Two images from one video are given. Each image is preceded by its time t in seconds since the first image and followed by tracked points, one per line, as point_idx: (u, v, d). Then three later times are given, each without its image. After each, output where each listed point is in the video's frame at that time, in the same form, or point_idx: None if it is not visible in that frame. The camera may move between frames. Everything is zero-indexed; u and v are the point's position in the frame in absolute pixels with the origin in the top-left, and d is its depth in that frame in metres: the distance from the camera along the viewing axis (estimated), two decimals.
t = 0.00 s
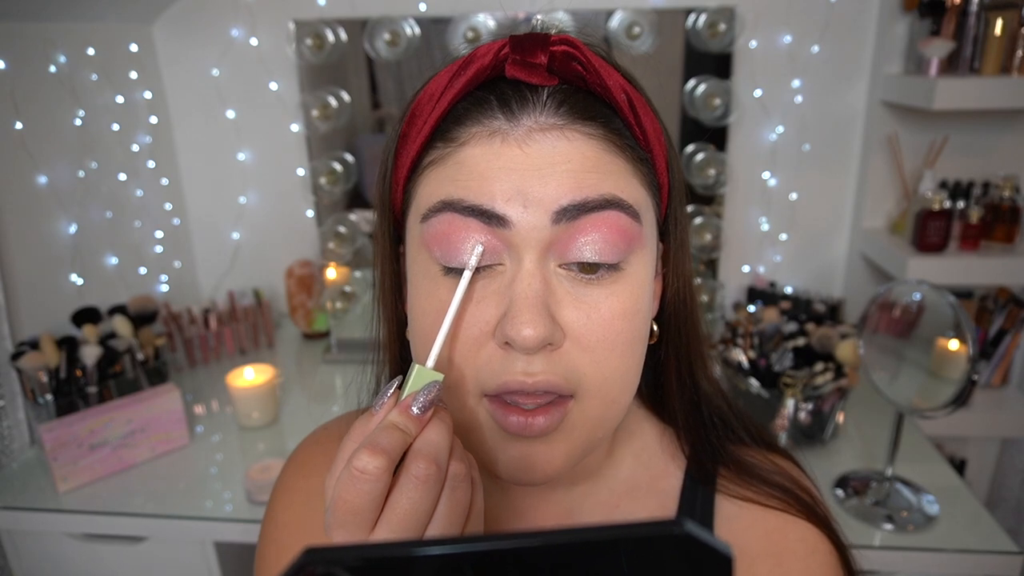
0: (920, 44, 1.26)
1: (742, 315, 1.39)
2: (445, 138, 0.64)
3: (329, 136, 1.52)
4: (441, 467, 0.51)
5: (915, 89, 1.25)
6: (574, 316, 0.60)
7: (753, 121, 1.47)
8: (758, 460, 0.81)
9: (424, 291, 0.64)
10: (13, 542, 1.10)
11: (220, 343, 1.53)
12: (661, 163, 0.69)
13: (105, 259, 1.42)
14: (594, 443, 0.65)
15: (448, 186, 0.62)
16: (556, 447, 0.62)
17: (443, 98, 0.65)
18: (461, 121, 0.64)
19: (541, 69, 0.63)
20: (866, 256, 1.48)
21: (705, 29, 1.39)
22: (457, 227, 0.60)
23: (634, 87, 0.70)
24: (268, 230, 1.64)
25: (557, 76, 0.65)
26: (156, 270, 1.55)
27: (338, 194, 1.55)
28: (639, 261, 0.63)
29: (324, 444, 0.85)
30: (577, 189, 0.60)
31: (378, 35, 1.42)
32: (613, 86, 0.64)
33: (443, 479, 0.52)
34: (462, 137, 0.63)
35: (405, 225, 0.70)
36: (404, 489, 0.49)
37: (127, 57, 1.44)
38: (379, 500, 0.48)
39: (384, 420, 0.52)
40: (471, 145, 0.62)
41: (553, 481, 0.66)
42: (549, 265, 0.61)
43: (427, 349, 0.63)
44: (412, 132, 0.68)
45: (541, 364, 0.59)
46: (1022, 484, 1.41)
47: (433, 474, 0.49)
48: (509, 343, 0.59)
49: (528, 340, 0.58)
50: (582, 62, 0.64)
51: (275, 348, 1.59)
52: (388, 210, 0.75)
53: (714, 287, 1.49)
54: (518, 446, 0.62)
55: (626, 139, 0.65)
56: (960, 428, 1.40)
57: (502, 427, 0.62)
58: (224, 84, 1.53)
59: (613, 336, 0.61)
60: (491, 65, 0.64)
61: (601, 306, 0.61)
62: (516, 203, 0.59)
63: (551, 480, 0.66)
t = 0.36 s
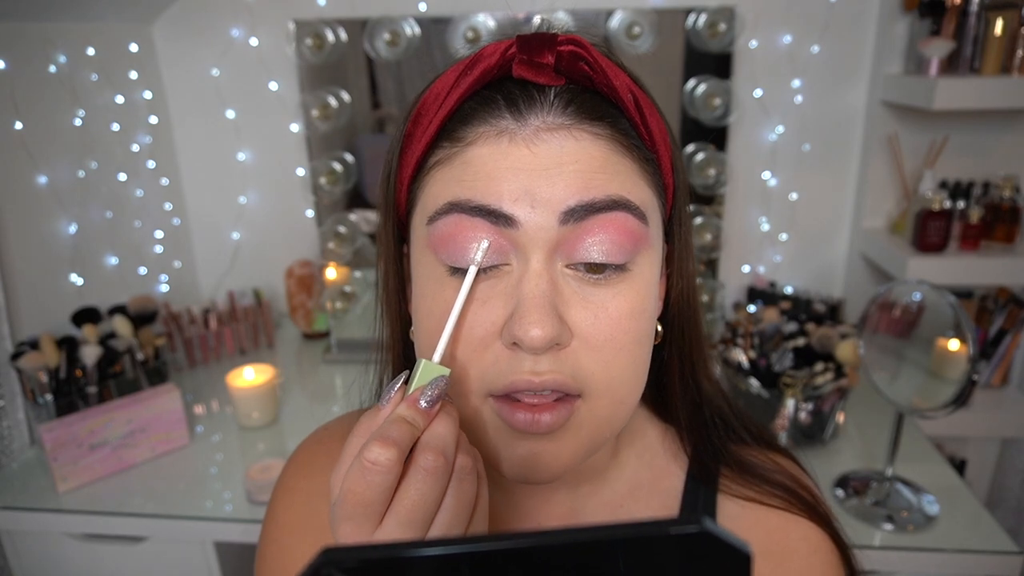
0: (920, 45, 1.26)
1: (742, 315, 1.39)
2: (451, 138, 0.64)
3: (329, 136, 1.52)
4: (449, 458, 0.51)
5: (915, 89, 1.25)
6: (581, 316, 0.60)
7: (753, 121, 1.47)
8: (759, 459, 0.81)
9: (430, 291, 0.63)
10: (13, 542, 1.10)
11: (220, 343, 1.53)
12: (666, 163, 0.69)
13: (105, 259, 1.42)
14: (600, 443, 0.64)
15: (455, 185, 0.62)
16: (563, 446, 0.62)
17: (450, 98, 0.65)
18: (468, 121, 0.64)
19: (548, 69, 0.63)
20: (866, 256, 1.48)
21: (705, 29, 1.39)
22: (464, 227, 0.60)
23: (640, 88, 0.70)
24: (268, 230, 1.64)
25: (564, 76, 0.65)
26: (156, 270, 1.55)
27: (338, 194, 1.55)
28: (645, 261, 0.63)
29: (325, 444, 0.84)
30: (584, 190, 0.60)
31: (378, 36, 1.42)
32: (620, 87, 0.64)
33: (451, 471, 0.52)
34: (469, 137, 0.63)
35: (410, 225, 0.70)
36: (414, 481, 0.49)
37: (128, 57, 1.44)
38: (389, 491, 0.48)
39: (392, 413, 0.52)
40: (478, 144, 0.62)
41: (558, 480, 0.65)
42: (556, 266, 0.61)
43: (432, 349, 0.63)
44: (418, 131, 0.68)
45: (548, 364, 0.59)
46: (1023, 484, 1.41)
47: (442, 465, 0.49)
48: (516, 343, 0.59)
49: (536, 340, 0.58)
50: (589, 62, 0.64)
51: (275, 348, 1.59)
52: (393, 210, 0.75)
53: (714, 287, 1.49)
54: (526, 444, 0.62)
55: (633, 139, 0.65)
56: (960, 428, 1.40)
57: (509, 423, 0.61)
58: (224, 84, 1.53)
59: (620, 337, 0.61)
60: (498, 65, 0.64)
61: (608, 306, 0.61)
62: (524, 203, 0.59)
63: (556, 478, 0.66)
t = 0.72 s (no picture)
0: (920, 45, 1.26)
1: (742, 315, 1.39)
2: (455, 138, 0.64)
3: (329, 136, 1.52)
4: (442, 465, 0.51)
5: (915, 89, 1.25)
6: (585, 316, 0.60)
7: (753, 122, 1.47)
8: (757, 458, 0.82)
9: (433, 290, 0.63)
10: (13, 542, 1.10)
11: (220, 343, 1.53)
12: (668, 164, 0.69)
13: (105, 259, 1.42)
14: (602, 442, 0.65)
15: (459, 185, 0.62)
16: (564, 443, 0.62)
17: (455, 97, 0.64)
18: (472, 120, 0.64)
19: (553, 69, 0.63)
20: (866, 257, 1.48)
21: (705, 29, 1.39)
22: (468, 226, 0.60)
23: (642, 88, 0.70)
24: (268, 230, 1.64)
25: (568, 77, 0.65)
26: (156, 270, 1.55)
27: (338, 194, 1.55)
28: (648, 262, 0.63)
29: (325, 443, 0.85)
30: (588, 191, 0.60)
31: (378, 36, 1.42)
32: (623, 87, 0.64)
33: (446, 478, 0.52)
34: (474, 137, 0.63)
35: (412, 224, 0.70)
36: (403, 488, 0.49)
37: (128, 57, 1.43)
38: (380, 497, 0.48)
39: (386, 417, 0.53)
40: (483, 144, 0.62)
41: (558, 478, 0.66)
42: (560, 266, 0.60)
43: (434, 348, 0.63)
44: (421, 130, 0.68)
45: (551, 363, 0.59)
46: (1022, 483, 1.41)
47: (432, 472, 0.49)
48: (520, 343, 0.59)
49: (540, 341, 0.58)
50: (593, 63, 0.64)
51: (275, 348, 1.59)
52: (395, 208, 0.75)
53: (714, 288, 1.49)
54: (526, 441, 0.62)
55: (635, 140, 0.65)
56: (960, 428, 1.40)
57: (511, 416, 0.61)
58: (224, 84, 1.53)
59: (624, 336, 0.62)
60: (502, 65, 0.64)
61: (612, 306, 0.61)
62: (528, 203, 0.59)
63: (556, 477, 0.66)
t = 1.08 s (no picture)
0: (920, 45, 1.26)
1: (742, 315, 1.39)
2: (455, 140, 0.64)
3: (329, 136, 1.52)
4: (428, 482, 0.51)
5: (914, 89, 1.25)
6: (585, 319, 0.60)
7: (753, 122, 1.47)
8: (756, 457, 0.82)
9: (433, 292, 0.63)
10: (13, 542, 1.10)
11: (220, 343, 1.53)
12: (668, 164, 0.69)
13: (105, 259, 1.42)
14: (603, 443, 0.65)
15: (459, 188, 0.62)
16: (566, 447, 0.62)
17: (455, 98, 0.64)
18: (472, 123, 0.64)
19: (553, 71, 0.63)
20: (866, 256, 1.48)
21: (705, 29, 1.39)
22: (469, 229, 0.60)
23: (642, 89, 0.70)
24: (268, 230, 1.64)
25: (568, 79, 0.65)
26: (156, 270, 1.55)
27: (338, 194, 1.55)
28: (648, 264, 0.63)
29: (326, 443, 0.85)
30: (589, 194, 0.60)
31: (378, 36, 1.42)
32: (623, 88, 0.64)
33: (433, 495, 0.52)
34: (474, 139, 0.63)
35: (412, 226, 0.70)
36: (389, 505, 0.48)
37: (128, 56, 1.43)
38: (365, 515, 0.48)
39: (370, 431, 0.52)
40: (483, 147, 0.62)
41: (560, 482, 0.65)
42: (560, 269, 0.60)
43: (433, 349, 0.63)
44: (421, 132, 0.67)
45: (552, 366, 0.59)
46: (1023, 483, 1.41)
47: (418, 490, 0.49)
48: (521, 346, 0.59)
49: (541, 344, 0.58)
50: (593, 64, 0.64)
51: (276, 348, 1.59)
52: (395, 210, 0.75)
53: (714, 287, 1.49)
54: (526, 445, 0.61)
55: (635, 141, 0.65)
56: (960, 428, 1.40)
57: (510, 426, 0.61)
58: (223, 84, 1.53)
59: (624, 338, 0.62)
60: (502, 67, 0.64)
61: (612, 308, 0.61)
62: (528, 206, 0.59)
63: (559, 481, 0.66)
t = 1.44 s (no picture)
0: (920, 45, 1.26)
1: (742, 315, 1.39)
2: (456, 143, 0.64)
3: (329, 136, 1.52)
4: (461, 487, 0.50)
5: (914, 88, 1.25)
6: (587, 323, 0.60)
7: (753, 122, 1.47)
8: (757, 458, 0.82)
9: (435, 296, 0.63)
10: (13, 542, 1.10)
11: (220, 343, 1.53)
12: (669, 166, 0.69)
13: (105, 259, 1.42)
14: (605, 447, 0.65)
15: (460, 192, 0.61)
16: (569, 452, 0.62)
17: (455, 101, 0.64)
18: (473, 126, 0.64)
19: (554, 74, 0.63)
20: (866, 256, 1.48)
21: (705, 29, 1.39)
22: (470, 233, 0.60)
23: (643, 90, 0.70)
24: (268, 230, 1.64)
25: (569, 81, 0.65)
26: (156, 270, 1.55)
27: (338, 194, 1.55)
28: (650, 267, 0.63)
29: (326, 443, 0.85)
30: (590, 199, 0.60)
31: (378, 35, 1.42)
32: (625, 91, 0.64)
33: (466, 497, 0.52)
34: (475, 143, 0.63)
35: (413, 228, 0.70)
36: (426, 515, 0.48)
37: (128, 56, 1.43)
38: (401, 526, 0.47)
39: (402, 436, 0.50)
40: (484, 151, 0.62)
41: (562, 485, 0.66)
42: (562, 273, 0.60)
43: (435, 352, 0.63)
44: (421, 134, 0.67)
45: (554, 370, 0.60)
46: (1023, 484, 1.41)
47: (455, 496, 0.49)
48: (523, 352, 0.59)
49: (543, 349, 0.58)
50: (595, 66, 0.64)
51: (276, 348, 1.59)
52: (396, 212, 0.75)
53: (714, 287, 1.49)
54: (527, 448, 0.62)
55: (637, 144, 0.65)
56: (960, 428, 1.40)
57: (513, 433, 0.62)
58: (223, 84, 1.53)
59: (626, 341, 0.62)
60: (503, 69, 0.64)
61: (613, 313, 0.61)
62: (530, 211, 0.59)
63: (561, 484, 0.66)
